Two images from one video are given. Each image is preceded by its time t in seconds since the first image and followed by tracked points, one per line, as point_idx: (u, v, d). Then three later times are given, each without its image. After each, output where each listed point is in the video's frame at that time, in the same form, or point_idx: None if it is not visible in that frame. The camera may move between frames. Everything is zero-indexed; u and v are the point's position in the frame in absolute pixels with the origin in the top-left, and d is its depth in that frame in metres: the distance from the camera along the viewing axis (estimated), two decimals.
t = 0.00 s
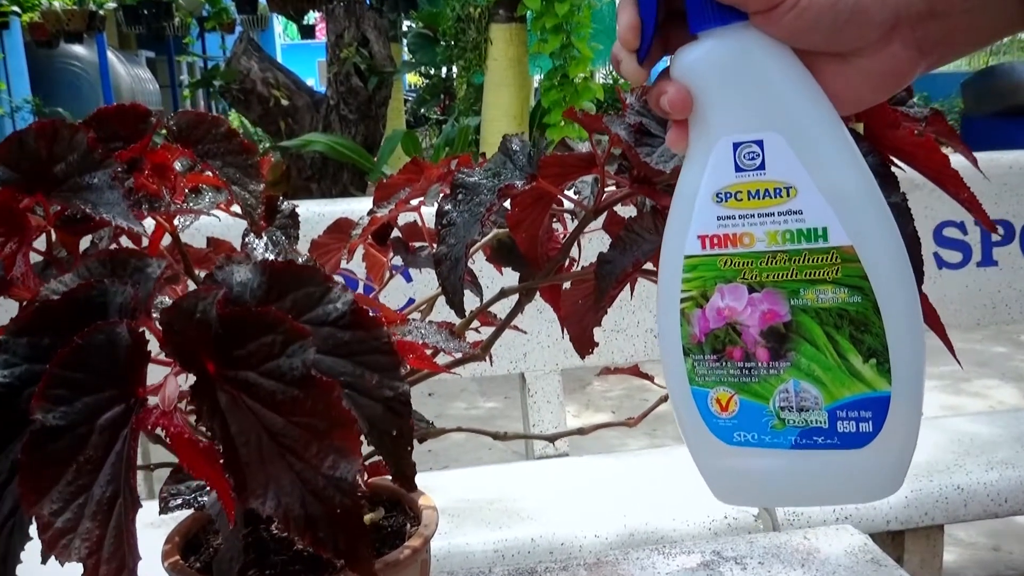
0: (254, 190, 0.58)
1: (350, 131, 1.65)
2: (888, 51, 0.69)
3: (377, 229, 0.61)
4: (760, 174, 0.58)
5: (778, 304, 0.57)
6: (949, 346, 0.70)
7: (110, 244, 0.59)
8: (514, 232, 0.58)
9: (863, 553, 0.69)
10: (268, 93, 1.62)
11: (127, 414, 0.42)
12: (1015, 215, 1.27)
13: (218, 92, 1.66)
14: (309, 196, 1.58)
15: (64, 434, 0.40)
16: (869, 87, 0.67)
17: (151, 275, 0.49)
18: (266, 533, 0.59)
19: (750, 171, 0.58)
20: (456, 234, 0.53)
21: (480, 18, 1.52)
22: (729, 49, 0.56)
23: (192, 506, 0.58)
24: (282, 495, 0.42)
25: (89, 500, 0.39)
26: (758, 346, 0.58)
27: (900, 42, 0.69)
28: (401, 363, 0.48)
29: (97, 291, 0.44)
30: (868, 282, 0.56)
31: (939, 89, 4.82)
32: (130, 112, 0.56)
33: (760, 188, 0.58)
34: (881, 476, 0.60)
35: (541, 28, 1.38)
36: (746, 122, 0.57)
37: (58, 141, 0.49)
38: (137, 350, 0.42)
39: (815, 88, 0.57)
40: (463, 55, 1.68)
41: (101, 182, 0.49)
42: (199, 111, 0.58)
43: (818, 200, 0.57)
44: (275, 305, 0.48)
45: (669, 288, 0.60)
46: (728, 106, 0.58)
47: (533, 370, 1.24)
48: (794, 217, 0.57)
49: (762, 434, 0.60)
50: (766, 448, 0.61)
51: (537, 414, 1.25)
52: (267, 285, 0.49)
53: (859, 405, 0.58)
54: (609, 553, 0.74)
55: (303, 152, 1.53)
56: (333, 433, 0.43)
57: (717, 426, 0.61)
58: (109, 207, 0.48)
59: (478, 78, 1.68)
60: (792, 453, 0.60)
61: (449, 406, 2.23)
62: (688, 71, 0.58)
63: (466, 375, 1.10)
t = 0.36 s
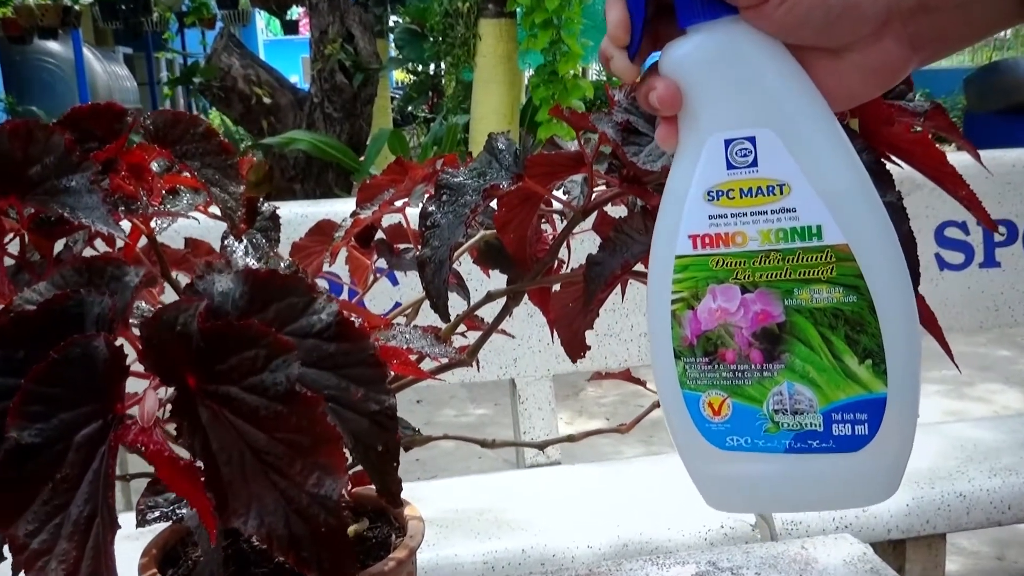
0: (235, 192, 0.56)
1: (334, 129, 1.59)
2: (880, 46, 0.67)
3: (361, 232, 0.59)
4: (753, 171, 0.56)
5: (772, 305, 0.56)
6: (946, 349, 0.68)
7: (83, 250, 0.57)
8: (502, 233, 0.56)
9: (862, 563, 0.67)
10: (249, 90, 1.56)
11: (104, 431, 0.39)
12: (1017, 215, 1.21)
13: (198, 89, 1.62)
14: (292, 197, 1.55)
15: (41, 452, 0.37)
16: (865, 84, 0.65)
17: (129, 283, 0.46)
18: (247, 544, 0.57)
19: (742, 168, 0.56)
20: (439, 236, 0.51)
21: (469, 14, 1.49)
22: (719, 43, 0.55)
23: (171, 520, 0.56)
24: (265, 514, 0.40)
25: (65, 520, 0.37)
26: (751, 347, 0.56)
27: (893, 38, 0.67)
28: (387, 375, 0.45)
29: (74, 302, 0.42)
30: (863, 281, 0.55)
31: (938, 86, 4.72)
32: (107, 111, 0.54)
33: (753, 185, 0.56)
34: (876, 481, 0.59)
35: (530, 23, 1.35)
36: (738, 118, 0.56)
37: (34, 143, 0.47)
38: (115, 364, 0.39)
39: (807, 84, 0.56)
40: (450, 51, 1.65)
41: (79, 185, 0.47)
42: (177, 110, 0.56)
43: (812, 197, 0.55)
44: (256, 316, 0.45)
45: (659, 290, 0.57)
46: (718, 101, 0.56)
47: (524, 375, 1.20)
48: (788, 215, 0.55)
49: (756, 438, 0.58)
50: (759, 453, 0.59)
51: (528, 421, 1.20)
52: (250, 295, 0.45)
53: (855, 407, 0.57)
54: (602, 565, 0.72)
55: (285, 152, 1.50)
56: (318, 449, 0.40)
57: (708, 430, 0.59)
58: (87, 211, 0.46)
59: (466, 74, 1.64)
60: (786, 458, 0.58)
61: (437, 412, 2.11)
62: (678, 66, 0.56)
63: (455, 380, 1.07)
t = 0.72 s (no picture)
0: (214, 192, 0.54)
1: (320, 127, 1.57)
2: (874, 45, 0.64)
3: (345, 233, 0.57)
4: (746, 170, 0.54)
5: (767, 308, 0.54)
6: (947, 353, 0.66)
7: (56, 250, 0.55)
8: (491, 235, 0.54)
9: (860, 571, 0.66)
10: (230, 86, 1.51)
11: (70, 431, 0.37)
12: None
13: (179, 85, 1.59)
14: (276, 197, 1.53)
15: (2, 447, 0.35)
16: (862, 82, 0.62)
17: (99, 282, 0.44)
18: (226, 555, 0.55)
19: (736, 168, 0.54)
20: (427, 238, 0.49)
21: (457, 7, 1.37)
22: (712, 39, 0.53)
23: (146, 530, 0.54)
24: (235, 514, 0.38)
25: (28, 520, 0.35)
26: (747, 351, 0.54)
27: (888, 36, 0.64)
28: (365, 375, 0.44)
29: (41, 300, 0.40)
30: (860, 282, 0.53)
31: (942, 84, 4.69)
32: (82, 108, 0.52)
33: (747, 185, 0.54)
34: (874, 488, 0.57)
35: (522, 18, 1.34)
36: (731, 116, 0.54)
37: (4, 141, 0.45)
38: (82, 361, 0.37)
39: (803, 81, 0.54)
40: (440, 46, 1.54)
41: (52, 184, 0.45)
42: (155, 106, 0.54)
43: (808, 197, 0.53)
44: (229, 314, 0.43)
45: (652, 291, 0.56)
46: (711, 98, 0.54)
47: (515, 381, 1.14)
48: (783, 215, 0.53)
49: (752, 443, 0.56)
50: (756, 459, 0.57)
51: (519, 428, 1.14)
52: (223, 292, 0.44)
53: (852, 411, 0.55)
54: None
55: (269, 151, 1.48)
56: (290, 448, 0.38)
57: (703, 436, 0.57)
58: (60, 212, 0.44)
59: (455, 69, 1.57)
60: (783, 463, 0.56)
61: (425, 419, 2.01)
62: (669, 63, 0.54)
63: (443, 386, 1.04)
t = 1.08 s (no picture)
0: (190, 192, 0.52)
1: (304, 124, 1.54)
2: (873, 46, 0.63)
3: (327, 235, 0.55)
4: (741, 175, 0.52)
5: (762, 315, 0.52)
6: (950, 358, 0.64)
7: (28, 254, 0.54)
8: (476, 235, 0.52)
9: None
10: (212, 82, 1.53)
11: (48, 444, 0.35)
12: None
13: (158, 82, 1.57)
14: (259, 196, 1.50)
15: None
16: (860, 83, 0.61)
17: (75, 288, 0.42)
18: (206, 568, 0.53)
19: (731, 173, 0.52)
20: (409, 239, 0.47)
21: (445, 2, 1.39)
22: (707, 42, 0.51)
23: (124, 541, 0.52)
24: (218, 531, 0.36)
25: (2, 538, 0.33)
26: (741, 359, 0.53)
27: (885, 38, 0.63)
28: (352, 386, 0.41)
29: (14, 307, 0.38)
30: (856, 290, 0.51)
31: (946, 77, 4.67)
32: (53, 106, 0.50)
33: (741, 190, 0.52)
34: (868, 501, 0.55)
35: (514, 13, 1.32)
36: (725, 119, 0.52)
37: None
38: (59, 373, 0.35)
39: (799, 84, 0.52)
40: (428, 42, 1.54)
41: (20, 184, 0.43)
42: (129, 105, 0.52)
43: (804, 203, 0.51)
44: (209, 323, 0.41)
45: (644, 296, 0.54)
46: (705, 101, 0.52)
47: (505, 386, 1.10)
48: (778, 221, 0.52)
49: (746, 453, 0.55)
50: (749, 469, 0.55)
51: (509, 434, 1.10)
52: (203, 300, 0.41)
53: (847, 421, 0.53)
54: None
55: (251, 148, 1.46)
56: (275, 461, 0.36)
57: (696, 446, 0.56)
58: (31, 214, 0.42)
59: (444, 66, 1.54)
60: (778, 475, 0.55)
61: (413, 425, 1.93)
62: (664, 65, 0.52)
63: (429, 392, 1.03)
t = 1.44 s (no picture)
0: (168, 193, 0.50)
1: (288, 121, 1.51)
2: (865, 41, 0.60)
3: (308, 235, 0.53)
4: (731, 172, 0.51)
5: (752, 315, 0.51)
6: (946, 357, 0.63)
7: None
8: (462, 236, 0.50)
9: None
10: (191, 78, 1.50)
11: (15, 444, 0.34)
12: None
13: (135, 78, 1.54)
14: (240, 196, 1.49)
15: None
16: (855, 78, 0.59)
17: (44, 288, 0.39)
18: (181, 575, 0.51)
19: (720, 170, 0.51)
20: (394, 240, 0.45)
21: None
22: (695, 36, 0.49)
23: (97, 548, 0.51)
24: (191, 533, 0.34)
25: None
26: (731, 361, 0.51)
27: (877, 33, 0.61)
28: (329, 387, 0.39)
29: None
30: (849, 290, 0.50)
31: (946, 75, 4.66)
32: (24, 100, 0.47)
33: (731, 188, 0.51)
34: (860, 504, 0.53)
35: (502, 7, 1.30)
36: (715, 114, 0.50)
37: None
38: (26, 371, 0.34)
39: (790, 78, 0.50)
40: (416, 36, 1.53)
41: None
42: (103, 101, 0.49)
43: (795, 201, 0.50)
44: (181, 324, 0.39)
45: (632, 297, 0.52)
46: (694, 96, 0.50)
47: (493, 392, 1.03)
48: (768, 219, 0.50)
49: (737, 456, 0.53)
50: (741, 473, 0.53)
51: (498, 441, 1.03)
52: (176, 300, 0.39)
53: (841, 423, 0.51)
54: None
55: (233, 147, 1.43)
56: (249, 463, 0.35)
57: (686, 449, 0.54)
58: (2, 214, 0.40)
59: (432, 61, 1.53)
60: (769, 479, 0.53)
61: (400, 432, 1.83)
62: (651, 60, 0.50)
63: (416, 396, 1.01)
